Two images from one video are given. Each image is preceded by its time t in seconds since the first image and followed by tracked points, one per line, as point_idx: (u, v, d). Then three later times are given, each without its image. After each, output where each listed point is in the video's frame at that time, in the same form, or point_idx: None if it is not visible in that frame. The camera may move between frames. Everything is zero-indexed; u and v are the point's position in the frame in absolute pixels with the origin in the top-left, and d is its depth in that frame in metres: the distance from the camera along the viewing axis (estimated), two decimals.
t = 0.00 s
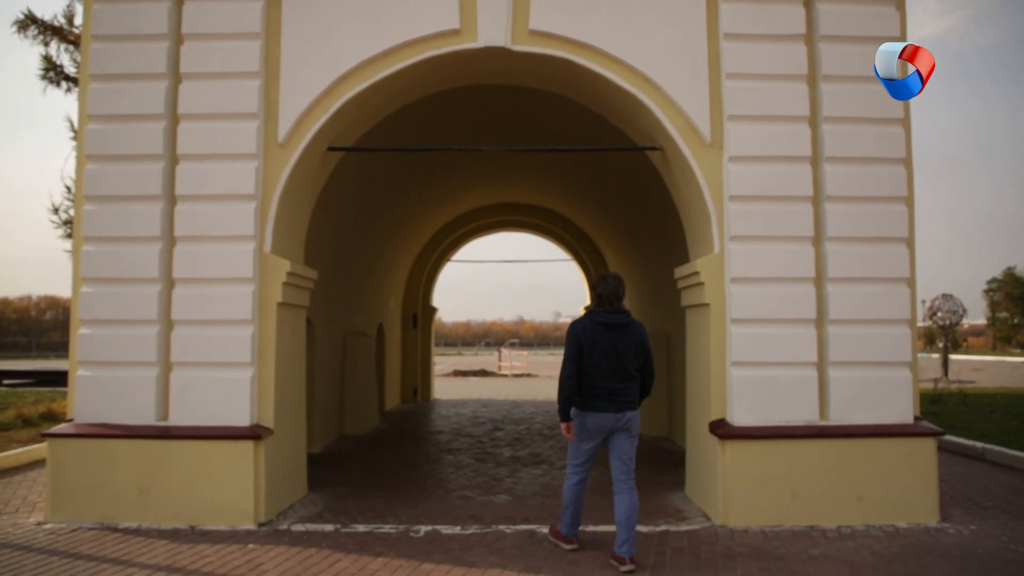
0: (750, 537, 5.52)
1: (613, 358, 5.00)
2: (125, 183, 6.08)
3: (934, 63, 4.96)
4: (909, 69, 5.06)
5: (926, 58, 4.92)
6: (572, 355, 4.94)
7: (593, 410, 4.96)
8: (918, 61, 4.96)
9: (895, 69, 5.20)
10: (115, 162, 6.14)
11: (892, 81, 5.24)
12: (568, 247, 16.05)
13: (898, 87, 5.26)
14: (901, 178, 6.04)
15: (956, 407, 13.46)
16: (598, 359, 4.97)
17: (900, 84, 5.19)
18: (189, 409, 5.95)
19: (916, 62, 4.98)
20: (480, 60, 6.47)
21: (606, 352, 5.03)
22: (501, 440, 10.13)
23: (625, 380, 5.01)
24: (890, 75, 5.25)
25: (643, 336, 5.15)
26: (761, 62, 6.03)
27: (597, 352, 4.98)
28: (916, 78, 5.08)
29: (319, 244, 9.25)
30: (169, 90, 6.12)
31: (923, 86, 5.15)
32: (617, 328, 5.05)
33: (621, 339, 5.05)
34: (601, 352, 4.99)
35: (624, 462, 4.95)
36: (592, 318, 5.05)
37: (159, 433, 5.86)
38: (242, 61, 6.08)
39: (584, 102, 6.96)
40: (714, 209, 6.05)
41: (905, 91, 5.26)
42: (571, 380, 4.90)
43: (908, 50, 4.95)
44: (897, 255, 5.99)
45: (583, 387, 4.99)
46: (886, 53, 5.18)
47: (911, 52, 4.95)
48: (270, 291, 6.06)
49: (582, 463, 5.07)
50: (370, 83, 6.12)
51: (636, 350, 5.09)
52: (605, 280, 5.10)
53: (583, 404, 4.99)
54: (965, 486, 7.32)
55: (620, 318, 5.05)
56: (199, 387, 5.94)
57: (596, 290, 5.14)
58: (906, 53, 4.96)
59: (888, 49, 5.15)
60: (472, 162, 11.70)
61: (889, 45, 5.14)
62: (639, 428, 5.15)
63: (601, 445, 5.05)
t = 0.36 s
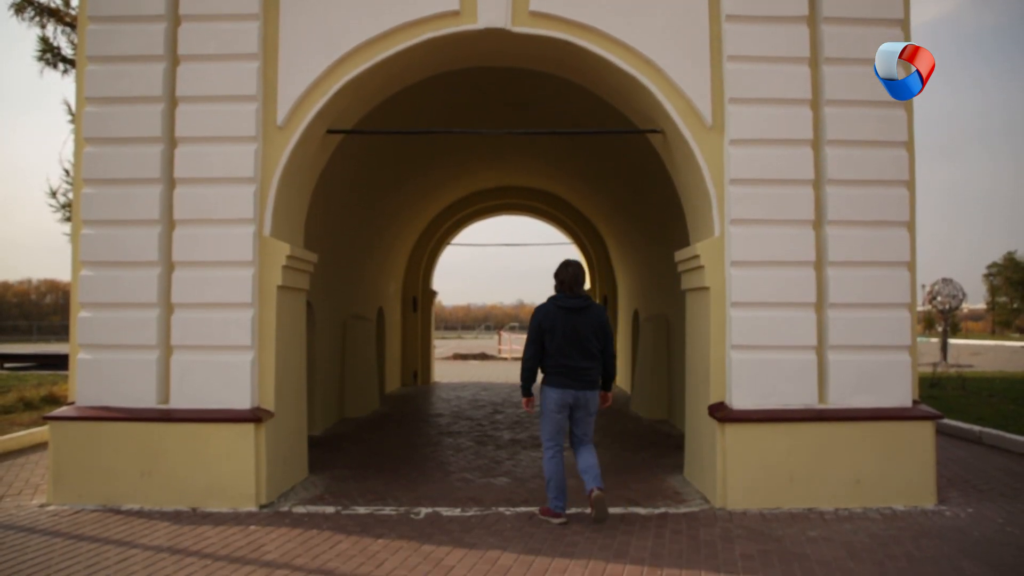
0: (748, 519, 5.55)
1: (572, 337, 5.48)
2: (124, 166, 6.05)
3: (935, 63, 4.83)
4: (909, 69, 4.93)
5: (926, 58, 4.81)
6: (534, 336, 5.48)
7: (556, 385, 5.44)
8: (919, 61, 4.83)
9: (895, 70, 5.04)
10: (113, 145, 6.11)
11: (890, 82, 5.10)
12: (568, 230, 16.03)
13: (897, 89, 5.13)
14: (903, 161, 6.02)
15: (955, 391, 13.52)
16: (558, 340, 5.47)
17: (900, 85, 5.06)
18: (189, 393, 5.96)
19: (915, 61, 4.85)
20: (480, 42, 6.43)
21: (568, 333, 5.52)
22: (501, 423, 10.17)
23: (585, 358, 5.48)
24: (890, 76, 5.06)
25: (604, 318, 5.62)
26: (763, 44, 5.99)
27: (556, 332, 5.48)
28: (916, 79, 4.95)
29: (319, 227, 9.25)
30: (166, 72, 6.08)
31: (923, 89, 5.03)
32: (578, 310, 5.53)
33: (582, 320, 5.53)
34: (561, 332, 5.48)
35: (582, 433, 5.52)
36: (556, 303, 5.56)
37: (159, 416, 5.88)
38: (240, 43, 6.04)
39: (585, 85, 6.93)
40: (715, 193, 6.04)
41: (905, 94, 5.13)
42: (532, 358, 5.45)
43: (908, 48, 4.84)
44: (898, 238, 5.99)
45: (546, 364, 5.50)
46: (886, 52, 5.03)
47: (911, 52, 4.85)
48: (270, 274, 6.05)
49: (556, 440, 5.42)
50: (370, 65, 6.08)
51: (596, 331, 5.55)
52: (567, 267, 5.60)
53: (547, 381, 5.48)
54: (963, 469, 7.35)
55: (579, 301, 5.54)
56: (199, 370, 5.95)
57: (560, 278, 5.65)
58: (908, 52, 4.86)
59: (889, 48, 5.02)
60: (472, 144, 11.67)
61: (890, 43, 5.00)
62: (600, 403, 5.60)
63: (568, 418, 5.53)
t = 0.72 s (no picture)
0: (747, 506, 5.57)
1: (550, 326, 5.74)
2: (122, 153, 6.04)
3: (936, 63, 4.74)
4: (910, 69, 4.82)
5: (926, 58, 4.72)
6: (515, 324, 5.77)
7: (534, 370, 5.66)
8: (919, 61, 4.75)
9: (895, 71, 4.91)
10: (112, 132, 6.09)
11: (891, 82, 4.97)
12: (568, 219, 16.01)
13: (898, 89, 5.01)
14: (904, 150, 6.00)
15: (954, 379, 13.54)
16: (538, 328, 5.73)
17: (900, 86, 4.95)
18: (189, 380, 5.97)
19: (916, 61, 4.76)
20: (480, 29, 6.40)
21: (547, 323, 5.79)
22: (501, 410, 10.20)
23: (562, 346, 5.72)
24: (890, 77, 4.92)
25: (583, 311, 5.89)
26: (765, 31, 5.95)
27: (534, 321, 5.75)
28: (915, 79, 4.86)
29: (319, 215, 9.24)
30: (165, 58, 6.05)
31: (921, 90, 4.93)
32: (557, 302, 5.82)
33: (560, 311, 5.81)
34: (540, 320, 5.74)
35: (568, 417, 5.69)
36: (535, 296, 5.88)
37: (160, 403, 5.89)
38: (239, 29, 6.01)
39: (585, 72, 6.90)
40: (715, 180, 6.02)
41: (905, 95, 5.03)
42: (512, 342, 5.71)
43: (908, 48, 4.75)
44: (899, 226, 5.98)
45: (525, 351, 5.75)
46: (885, 52, 4.89)
47: (911, 53, 4.77)
48: (269, 262, 6.05)
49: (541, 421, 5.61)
50: (370, 51, 6.05)
51: (575, 323, 5.81)
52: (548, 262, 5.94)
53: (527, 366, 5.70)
54: (961, 456, 7.38)
55: (560, 294, 5.84)
56: (199, 358, 5.95)
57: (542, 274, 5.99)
58: (908, 52, 4.77)
59: (888, 47, 4.88)
60: (472, 132, 11.62)
61: (890, 42, 4.86)
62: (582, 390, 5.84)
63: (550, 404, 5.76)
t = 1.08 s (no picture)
0: (747, 497, 5.59)
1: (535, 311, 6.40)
2: (122, 144, 6.02)
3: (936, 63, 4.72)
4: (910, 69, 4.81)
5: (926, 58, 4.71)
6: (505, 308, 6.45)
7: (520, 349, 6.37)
8: (919, 61, 4.74)
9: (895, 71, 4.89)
10: (111, 123, 6.07)
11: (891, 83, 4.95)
12: (568, 210, 15.99)
13: (899, 90, 4.98)
14: (905, 142, 5.98)
15: (954, 371, 13.56)
16: (524, 311, 6.41)
17: (900, 86, 4.93)
18: (190, 372, 5.97)
19: (916, 61, 4.75)
20: (480, 19, 6.37)
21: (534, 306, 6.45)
22: (501, 401, 10.22)
23: (545, 329, 6.40)
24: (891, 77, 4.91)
25: (567, 297, 6.53)
26: (766, 22, 5.93)
27: (521, 306, 6.42)
28: (915, 79, 4.84)
29: (319, 206, 9.24)
30: (163, 49, 6.02)
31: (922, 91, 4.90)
32: (543, 288, 6.48)
33: (544, 297, 6.47)
34: (526, 305, 6.41)
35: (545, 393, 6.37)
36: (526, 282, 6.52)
37: (160, 395, 5.89)
38: (237, 19, 5.98)
39: (585, 62, 6.88)
40: (716, 172, 6.01)
41: (906, 95, 5.00)
42: (504, 326, 6.38)
43: (908, 48, 4.75)
44: (899, 218, 5.97)
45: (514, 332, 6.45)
46: (885, 52, 4.89)
47: (911, 53, 4.76)
48: (269, 254, 6.04)
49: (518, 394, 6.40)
50: (369, 41, 6.03)
51: (558, 307, 6.46)
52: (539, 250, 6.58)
53: (515, 347, 6.41)
54: (961, 448, 7.39)
55: (545, 281, 6.49)
56: (199, 349, 5.96)
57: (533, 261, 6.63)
58: (908, 52, 4.76)
59: (889, 47, 4.89)
60: (472, 123, 11.60)
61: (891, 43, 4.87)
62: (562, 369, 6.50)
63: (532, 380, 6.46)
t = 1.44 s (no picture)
0: (746, 489, 5.60)
1: (517, 307, 6.60)
2: (121, 136, 6.01)
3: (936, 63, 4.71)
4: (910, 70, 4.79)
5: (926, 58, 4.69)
6: (491, 306, 6.64)
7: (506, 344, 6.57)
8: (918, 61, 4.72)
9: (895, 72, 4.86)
10: (110, 116, 6.06)
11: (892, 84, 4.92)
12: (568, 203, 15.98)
13: (898, 90, 4.94)
14: (906, 134, 5.97)
15: (954, 364, 13.56)
16: (507, 308, 6.61)
17: (900, 86, 4.89)
18: (189, 365, 5.97)
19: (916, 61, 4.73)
20: (480, 11, 6.35)
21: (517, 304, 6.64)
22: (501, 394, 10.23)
23: (528, 323, 6.56)
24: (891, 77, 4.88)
25: (549, 294, 6.68)
26: (767, 14, 5.91)
27: (505, 303, 6.61)
28: (916, 79, 4.80)
29: (319, 200, 9.23)
30: (162, 41, 6.01)
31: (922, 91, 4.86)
32: (524, 286, 6.67)
33: (526, 294, 6.64)
34: (510, 302, 6.61)
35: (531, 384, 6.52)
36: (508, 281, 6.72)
37: (160, 387, 5.90)
38: (237, 12, 5.96)
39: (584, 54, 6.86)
40: (716, 165, 6.00)
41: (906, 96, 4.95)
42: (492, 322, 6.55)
43: (909, 48, 4.73)
44: (899, 211, 5.96)
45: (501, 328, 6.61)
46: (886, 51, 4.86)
47: (911, 52, 4.74)
48: (269, 247, 6.03)
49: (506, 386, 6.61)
50: (369, 33, 6.01)
51: (541, 303, 6.62)
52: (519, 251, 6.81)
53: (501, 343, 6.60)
54: (960, 440, 7.40)
55: (527, 279, 6.68)
56: (199, 342, 5.96)
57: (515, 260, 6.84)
58: (908, 51, 4.74)
59: (889, 47, 4.86)
60: (472, 115, 11.58)
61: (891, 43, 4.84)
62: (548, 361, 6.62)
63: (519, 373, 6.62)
